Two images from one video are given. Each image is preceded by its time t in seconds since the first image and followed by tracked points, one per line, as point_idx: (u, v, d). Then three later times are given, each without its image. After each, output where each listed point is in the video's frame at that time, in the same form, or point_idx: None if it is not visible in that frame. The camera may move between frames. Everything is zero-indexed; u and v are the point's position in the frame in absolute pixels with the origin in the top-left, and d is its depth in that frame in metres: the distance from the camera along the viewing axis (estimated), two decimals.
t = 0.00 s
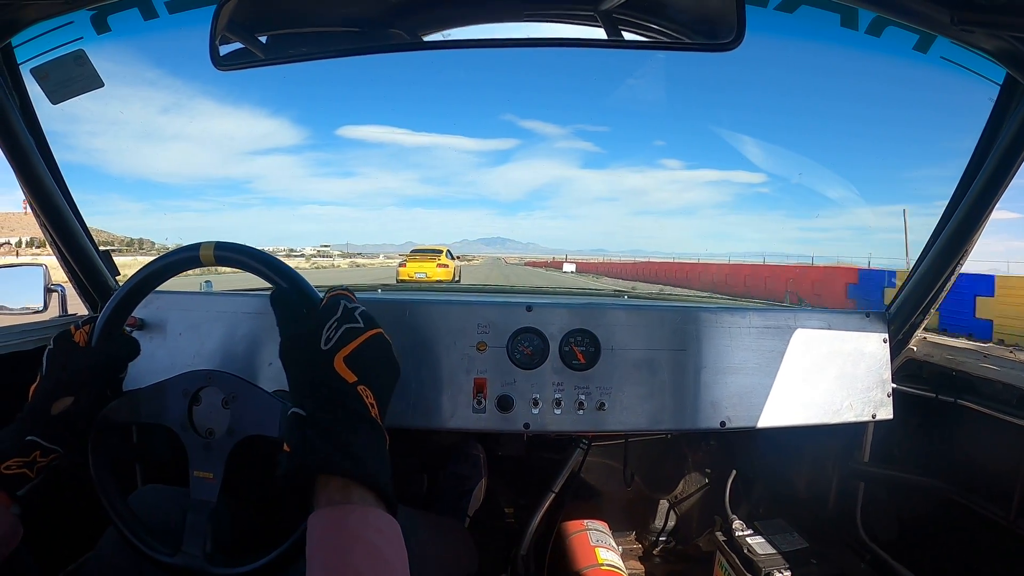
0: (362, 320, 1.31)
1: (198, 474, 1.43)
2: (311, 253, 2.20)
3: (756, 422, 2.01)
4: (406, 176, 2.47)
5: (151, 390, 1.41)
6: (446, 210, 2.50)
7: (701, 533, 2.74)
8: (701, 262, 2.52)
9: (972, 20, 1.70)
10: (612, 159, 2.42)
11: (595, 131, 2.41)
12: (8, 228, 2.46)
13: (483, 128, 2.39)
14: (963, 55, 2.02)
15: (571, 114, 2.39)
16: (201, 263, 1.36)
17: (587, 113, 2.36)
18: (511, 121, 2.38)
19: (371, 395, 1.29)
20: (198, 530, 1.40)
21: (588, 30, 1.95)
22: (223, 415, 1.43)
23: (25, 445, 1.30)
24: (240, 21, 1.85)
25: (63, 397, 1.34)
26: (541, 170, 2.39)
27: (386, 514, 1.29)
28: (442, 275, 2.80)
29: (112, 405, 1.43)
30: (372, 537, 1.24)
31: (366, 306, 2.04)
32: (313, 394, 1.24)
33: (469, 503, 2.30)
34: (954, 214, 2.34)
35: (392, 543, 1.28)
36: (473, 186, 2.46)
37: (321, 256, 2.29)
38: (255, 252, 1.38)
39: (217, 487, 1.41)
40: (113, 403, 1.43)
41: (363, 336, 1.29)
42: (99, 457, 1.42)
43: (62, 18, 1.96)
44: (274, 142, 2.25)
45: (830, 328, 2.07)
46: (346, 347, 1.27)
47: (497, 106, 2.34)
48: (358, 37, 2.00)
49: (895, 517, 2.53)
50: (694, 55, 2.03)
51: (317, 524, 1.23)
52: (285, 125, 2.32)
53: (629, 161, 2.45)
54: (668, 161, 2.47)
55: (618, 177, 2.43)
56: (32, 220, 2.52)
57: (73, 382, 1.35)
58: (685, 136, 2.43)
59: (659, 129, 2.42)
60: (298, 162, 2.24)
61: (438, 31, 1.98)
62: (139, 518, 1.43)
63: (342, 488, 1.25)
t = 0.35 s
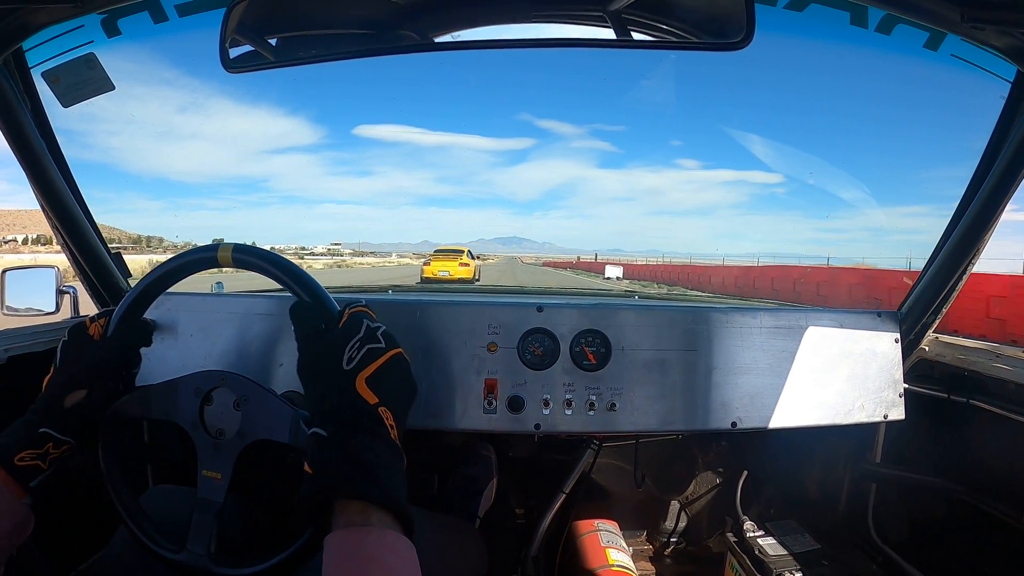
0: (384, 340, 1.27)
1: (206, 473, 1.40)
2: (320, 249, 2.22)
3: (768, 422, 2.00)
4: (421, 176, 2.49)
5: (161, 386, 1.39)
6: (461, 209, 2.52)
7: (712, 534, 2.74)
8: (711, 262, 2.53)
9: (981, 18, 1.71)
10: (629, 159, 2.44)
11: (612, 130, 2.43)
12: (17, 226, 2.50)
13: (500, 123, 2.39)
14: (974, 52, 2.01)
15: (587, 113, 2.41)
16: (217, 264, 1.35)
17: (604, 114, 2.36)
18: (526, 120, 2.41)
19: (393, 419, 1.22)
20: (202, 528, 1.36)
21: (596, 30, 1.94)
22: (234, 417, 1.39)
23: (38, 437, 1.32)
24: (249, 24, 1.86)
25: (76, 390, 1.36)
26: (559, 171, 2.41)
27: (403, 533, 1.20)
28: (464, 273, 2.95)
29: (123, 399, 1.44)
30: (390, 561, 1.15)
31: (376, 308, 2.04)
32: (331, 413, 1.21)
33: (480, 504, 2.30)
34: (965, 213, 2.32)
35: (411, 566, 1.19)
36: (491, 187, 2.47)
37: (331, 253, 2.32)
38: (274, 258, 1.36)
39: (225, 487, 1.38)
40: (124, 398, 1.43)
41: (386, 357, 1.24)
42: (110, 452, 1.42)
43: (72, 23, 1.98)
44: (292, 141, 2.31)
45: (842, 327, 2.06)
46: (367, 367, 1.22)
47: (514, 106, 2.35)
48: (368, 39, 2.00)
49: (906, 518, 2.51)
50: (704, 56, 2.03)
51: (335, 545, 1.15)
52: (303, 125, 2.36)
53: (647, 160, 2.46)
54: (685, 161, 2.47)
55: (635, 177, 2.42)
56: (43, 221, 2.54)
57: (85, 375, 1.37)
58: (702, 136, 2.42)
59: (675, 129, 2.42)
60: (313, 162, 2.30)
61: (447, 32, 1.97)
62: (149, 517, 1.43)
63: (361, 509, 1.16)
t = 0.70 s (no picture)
0: (391, 349, 1.25)
1: (211, 471, 1.40)
2: (322, 247, 2.23)
3: (776, 424, 2.00)
4: (431, 175, 2.49)
5: (171, 382, 1.40)
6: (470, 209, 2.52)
7: (718, 536, 2.74)
8: (721, 264, 2.50)
9: (988, 18, 1.78)
10: (639, 159, 2.42)
11: (623, 130, 2.43)
12: (20, 222, 2.51)
13: (509, 123, 2.41)
14: (984, 52, 2.00)
15: (599, 113, 2.39)
16: (229, 263, 1.35)
17: (615, 112, 2.37)
18: (536, 120, 2.41)
19: (394, 429, 1.21)
20: (206, 526, 1.36)
21: (604, 30, 1.94)
22: (242, 416, 1.39)
23: (51, 434, 1.34)
24: (258, 24, 1.87)
25: (88, 387, 1.36)
26: (565, 171, 2.41)
27: (404, 543, 1.19)
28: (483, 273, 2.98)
29: (132, 394, 1.44)
30: (389, 570, 1.14)
31: (384, 308, 2.04)
32: (332, 421, 1.19)
33: (486, 504, 2.30)
34: (974, 214, 2.31)
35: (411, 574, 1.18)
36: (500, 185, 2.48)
37: (337, 252, 2.34)
38: (285, 258, 1.35)
39: (230, 484, 1.39)
40: (133, 393, 1.44)
41: (391, 366, 1.23)
42: (117, 448, 1.43)
43: (82, 23, 1.99)
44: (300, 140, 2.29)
45: (850, 328, 2.05)
46: (370, 377, 1.21)
47: (523, 105, 2.35)
48: (376, 39, 2.00)
49: (914, 522, 2.50)
50: (711, 56, 2.02)
51: (334, 554, 1.14)
52: (312, 124, 2.37)
53: (659, 161, 2.43)
54: (696, 161, 2.46)
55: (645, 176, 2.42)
56: (53, 220, 2.55)
57: (97, 372, 1.37)
58: (711, 136, 2.43)
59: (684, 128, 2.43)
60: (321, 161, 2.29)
61: (456, 32, 1.97)
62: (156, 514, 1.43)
63: (360, 518, 1.15)
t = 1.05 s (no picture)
0: (395, 352, 1.26)
1: (213, 471, 1.41)
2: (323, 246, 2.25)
3: (779, 425, 1.99)
4: (434, 175, 2.49)
5: (174, 381, 1.40)
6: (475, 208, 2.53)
7: (721, 537, 2.73)
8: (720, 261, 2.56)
9: (993, 18, 1.79)
10: (643, 159, 2.43)
11: (626, 130, 2.42)
12: (20, 221, 2.50)
13: (512, 124, 2.40)
14: (987, 53, 1.99)
15: (604, 112, 2.38)
16: (234, 264, 1.36)
17: (619, 111, 2.35)
18: (540, 119, 2.37)
19: (398, 431, 1.21)
20: (206, 526, 1.36)
21: (606, 31, 1.94)
22: (244, 416, 1.39)
23: (49, 427, 1.33)
24: (262, 25, 1.87)
25: (89, 382, 1.35)
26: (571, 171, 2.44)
27: (406, 548, 1.19)
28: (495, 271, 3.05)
29: (135, 391, 1.44)
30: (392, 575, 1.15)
31: (386, 309, 2.04)
32: (336, 423, 1.19)
33: (488, 505, 2.29)
34: (977, 215, 2.31)
35: None
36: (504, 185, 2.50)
37: (339, 251, 2.35)
38: (289, 259, 1.35)
39: (232, 485, 1.40)
40: (135, 391, 1.44)
41: (396, 369, 1.23)
42: (119, 446, 1.44)
43: (85, 23, 1.99)
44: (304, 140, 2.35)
45: (853, 329, 2.04)
46: (376, 379, 1.21)
47: (526, 106, 2.33)
48: (378, 39, 2.00)
49: (917, 523, 2.50)
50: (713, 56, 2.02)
51: (336, 558, 1.14)
52: (316, 125, 2.40)
53: (661, 159, 2.46)
54: (700, 160, 2.48)
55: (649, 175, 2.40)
56: (56, 219, 2.56)
57: (99, 367, 1.36)
58: (715, 135, 2.42)
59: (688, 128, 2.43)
60: (325, 160, 2.34)
61: (458, 32, 1.97)
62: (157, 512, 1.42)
63: (364, 522, 1.15)
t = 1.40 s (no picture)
0: (396, 353, 1.25)
1: (212, 469, 1.41)
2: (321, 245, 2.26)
3: (778, 424, 1.99)
4: (435, 174, 2.50)
5: (174, 379, 1.41)
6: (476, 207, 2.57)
7: (720, 536, 2.75)
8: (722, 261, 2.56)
9: (993, 18, 1.78)
10: (644, 158, 2.44)
11: (627, 129, 2.40)
12: (12, 220, 2.47)
13: (512, 123, 2.40)
14: (987, 52, 1.99)
15: (605, 112, 2.37)
16: (233, 262, 1.36)
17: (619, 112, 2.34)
18: (541, 119, 2.38)
19: (397, 433, 1.21)
20: (206, 524, 1.36)
21: (606, 30, 1.94)
22: (244, 415, 1.40)
23: (50, 425, 1.33)
24: (261, 23, 1.87)
25: (89, 380, 1.35)
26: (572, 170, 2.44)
27: (406, 548, 1.19)
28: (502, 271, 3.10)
29: (134, 390, 1.44)
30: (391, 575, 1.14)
31: (386, 308, 2.04)
32: (336, 422, 1.19)
33: (488, 504, 2.29)
34: (977, 214, 2.31)
35: None
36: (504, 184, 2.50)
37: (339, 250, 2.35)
38: (288, 257, 1.35)
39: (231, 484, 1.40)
40: (135, 389, 1.44)
41: (396, 370, 1.23)
42: (119, 444, 1.44)
43: (85, 21, 1.99)
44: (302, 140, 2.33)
45: (852, 328, 2.04)
46: (376, 380, 1.21)
47: (526, 105, 2.33)
48: (378, 38, 2.00)
49: (917, 522, 2.50)
50: (713, 55, 2.02)
51: (335, 559, 1.14)
52: (315, 123, 2.38)
53: (662, 159, 2.47)
54: (701, 159, 2.48)
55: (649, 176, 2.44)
56: (56, 218, 2.56)
57: (100, 365, 1.36)
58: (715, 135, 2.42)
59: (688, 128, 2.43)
60: (326, 160, 2.35)
61: (458, 31, 1.97)
62: (157, 512, 1.42)
63: (364, 523, 1.15)
